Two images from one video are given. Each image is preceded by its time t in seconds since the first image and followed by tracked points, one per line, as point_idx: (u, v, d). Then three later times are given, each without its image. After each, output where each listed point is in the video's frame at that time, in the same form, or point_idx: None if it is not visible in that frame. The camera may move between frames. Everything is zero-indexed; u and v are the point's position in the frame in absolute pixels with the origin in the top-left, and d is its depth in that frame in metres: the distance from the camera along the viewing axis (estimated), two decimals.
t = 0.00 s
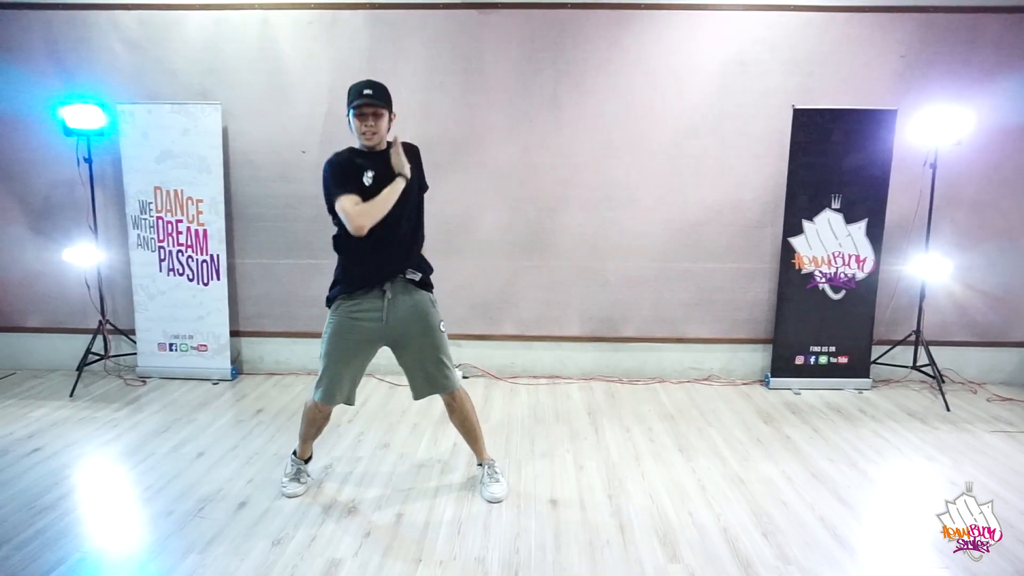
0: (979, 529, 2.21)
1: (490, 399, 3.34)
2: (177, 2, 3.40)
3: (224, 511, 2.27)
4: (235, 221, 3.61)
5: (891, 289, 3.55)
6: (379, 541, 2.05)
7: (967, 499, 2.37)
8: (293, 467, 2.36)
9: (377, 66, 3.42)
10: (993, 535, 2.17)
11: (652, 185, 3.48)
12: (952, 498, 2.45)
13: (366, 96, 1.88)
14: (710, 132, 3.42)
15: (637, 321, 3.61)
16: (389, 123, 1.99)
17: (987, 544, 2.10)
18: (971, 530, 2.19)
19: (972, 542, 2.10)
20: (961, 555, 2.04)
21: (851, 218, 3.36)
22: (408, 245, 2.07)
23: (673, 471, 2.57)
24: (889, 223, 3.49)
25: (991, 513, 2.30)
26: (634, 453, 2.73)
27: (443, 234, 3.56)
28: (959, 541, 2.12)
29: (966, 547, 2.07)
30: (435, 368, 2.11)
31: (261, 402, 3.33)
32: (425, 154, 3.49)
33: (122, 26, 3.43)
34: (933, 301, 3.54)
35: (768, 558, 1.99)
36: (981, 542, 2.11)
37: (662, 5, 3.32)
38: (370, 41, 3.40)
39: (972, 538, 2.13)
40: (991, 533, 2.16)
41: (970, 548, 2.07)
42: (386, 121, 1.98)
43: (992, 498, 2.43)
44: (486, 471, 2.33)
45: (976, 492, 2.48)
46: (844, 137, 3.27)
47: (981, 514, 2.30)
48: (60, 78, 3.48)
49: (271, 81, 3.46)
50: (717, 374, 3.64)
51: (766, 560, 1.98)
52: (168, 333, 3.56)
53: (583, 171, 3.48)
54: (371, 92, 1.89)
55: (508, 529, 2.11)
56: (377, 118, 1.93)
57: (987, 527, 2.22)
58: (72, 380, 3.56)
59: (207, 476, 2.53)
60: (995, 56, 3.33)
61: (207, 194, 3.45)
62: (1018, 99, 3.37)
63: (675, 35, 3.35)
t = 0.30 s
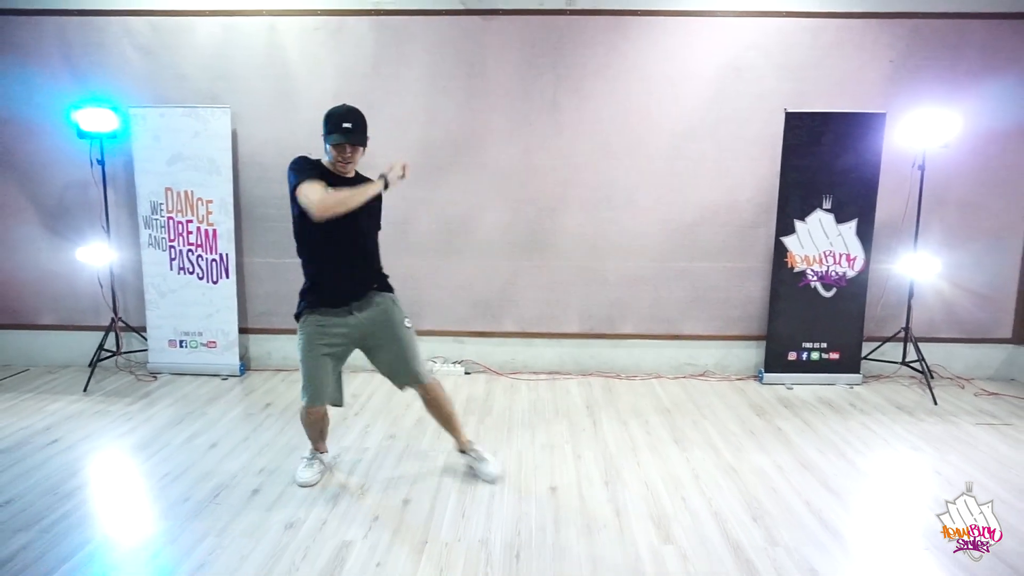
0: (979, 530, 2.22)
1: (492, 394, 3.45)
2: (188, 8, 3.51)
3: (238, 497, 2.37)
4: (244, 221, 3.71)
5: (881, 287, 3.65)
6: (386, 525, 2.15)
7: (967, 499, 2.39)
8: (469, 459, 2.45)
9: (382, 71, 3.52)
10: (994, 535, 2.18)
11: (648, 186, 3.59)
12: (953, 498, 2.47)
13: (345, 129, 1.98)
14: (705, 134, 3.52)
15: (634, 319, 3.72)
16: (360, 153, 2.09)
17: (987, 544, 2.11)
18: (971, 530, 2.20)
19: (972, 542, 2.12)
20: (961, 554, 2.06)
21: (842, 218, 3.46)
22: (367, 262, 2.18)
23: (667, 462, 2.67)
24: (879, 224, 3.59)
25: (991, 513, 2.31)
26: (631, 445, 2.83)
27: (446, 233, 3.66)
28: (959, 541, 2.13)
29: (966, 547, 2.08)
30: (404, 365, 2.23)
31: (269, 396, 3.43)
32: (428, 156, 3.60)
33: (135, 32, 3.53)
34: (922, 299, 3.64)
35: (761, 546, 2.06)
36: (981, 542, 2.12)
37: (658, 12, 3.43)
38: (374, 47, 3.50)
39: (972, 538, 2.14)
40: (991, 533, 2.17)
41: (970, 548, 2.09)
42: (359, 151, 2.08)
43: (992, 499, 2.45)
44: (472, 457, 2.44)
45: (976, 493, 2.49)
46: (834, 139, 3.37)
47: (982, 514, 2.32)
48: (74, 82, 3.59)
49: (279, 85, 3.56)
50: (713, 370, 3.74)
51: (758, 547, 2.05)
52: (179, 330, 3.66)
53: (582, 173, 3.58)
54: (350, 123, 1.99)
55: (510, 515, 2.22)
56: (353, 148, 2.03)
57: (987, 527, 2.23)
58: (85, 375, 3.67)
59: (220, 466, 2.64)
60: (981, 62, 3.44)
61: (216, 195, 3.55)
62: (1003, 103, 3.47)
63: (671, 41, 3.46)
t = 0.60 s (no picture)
0: (979, 529, 2.26)
1: (494, 388, 3.56)
2: (200, 16, 3.63)
3: (254, 484, 2.49)
4: (255, 221, 3.83)
5: (870, 286, 3.77)
6: (396, 510, 2.27)
7: (967, 499, 2.42)
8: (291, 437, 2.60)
9: (389, 76, 3.64)
10: (994, 535, 2.21)
11: (646, 188, 3.70)
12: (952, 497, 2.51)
13: (322, 126, 2.20)
14: (700, 138, 3.64)
15: (632, 317, 3.83)
16: (338, 154, 2.30)
17: (987, 544, 2.14)
18: (971, 530, 2.23)
19: (972, 542, 2.14)
20: (961, 554, 2.08)
21: (833, 219, 3.58)
22: (343, 271, 2.36)
23: (663, 452, 2.79)
24: (868, 224, 3.71)
25: (990, 513, 2.35)
26: (629, 436, 2.95)
27: (450, 234, 3.78)
28: (959, 541, 2.16)
29: (966, 547, 2.11)
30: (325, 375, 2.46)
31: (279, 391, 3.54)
32: (432, 159, 3.71)
33: (149, 39, 3.65)
34: (910, 297, 3.76)
35: (752, 531, 2.16)
36: (981, 542, 2.15)
37: (655, 20, 3.55)
38: (381, 53, 3.62)
39: (972, 538, 2.17)
40: (991, 533, 2.20)
41: (970, 548, 2.11)
42: (334, 152, 2.28)
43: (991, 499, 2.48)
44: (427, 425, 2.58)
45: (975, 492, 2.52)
46: (825, 143, 3.49)
47: (981, 514, 2.35)
48: (90, 87, 3.71)
49: (288, 90, 3.68)
50: (708, 366, 3.86)
51: (751, 534, 2.15)
52: (191, 327, 3.77)
53: (582, 175, 3.70)
54: (326, 122, 2.22)
55: (514, 501, 2.33)
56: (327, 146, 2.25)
57: (987, 527, 2.27)
58: (101, 371, 3.78)
59: (235, 455, 2.75)
60: (966, 68, 3.56)
61: (228, 197, 3.67)
62: (987, 109, 3.60)
63: (668, 47, 3.58)
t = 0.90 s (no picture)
0: (979, 529, 2.27)
1: (496, 383, 3.68)
2: (211, 22, 3.74)
3: (268, 473, 2.61)
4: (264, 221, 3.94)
5: (861, 284, 3.89)
6: (404, 497, 2.38)
7: (967, 499, 2.44)
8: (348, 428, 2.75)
9: (394, 80, 3.75)
10: (994, 535, 2.22)
11: (643, 189, 3.82)
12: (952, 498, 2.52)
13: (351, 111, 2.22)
14: (696, 140, 3.76)
15: (630, 314, 3.95)
16: (364, 138, 2.32)
17: (987, 544, 2.15)
18: (971, 530, 2.25)
19: (972, 542, 2.15)
20: (962, 554, 2.09)
21: (824, 219, 3.70)
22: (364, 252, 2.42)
23: (659, 444, 2.90)
24: (859, 224, 3.83)
25: (991, 513, 2.36)
26: (627, 429, 3.06)
27: (454, 233, 3.90)
28: (959, 541, 2.17)
29: (966, 547, 2.12)
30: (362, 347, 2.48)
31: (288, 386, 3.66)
32: (436, 160, 3.83)
33: (161, 45, 3.76)
34: (900, 295, 3.88)
35: (745, 519, 2.26)
36: (981, 542, 2.16)
37: (652, 26, 3.67)
38: (386, 58, 3.73)
39: (972, 538, 2.18)
40: (991, 533, 2.21)
41: (970, 548, 2.12)
42: (362, 136, 2.30)
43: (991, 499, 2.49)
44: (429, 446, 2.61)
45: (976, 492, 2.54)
46: (817, 145, 3.61)
47: (981, 514, 2.37)
48: (104, 90, 3.82)
49: (296, 94, 3.79)
50: (704, 362, 3.98)
51: (742, 518, 2.26)
52: (202, 324, 3.89)
53: (581, 176, 3.81)
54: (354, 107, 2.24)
55: (516, 488, 2.44)
56: (357, 128, 2.26)
57: (987, 527, 2.28)
58: (114, 367, 3.90)
59: (248, 447, 2.87)
60: (954, 73, 3.68)
61: (238, 197, 3.78)
62: (975, 112, 3.71)
63: (665, 52, 3.69)
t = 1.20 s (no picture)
0: (979, 529, 2.28)
1: (497, 379, 3.78)
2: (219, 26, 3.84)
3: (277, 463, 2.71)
4: (270, 220, 4.04)
5: (853, 282, 3.98)
6: (409, 486, 2.48)
7: (967, 499, 2.45)
8: (420, 458, 2.71)
9: (398, 82, 3.85)
10: (993, 535, 2.24)
11: (640, 189, 3.91)
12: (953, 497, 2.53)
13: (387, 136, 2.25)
14: (692, 142, 3.85)
15: (628, 311, 4.05)
16: (404, 163, 2.34)
17: (987, 544, 2.16)
18: (971, 530, 2.26)
19: (973, 542, 2.17)
20: (962, 554, 2.11)
21: (817, 219, 3.79)
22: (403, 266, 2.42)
23: (655, 436, 3.00)
24: (850, 224, 3.93)
25: (991, 513, 2.38)
26: (624, 422, 3.16)
27: (456, 232, 3.99)
28: (959, 541, 2.18)
29: (966, 547, 2.13)
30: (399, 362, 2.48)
31: (294, 381, 3.75)
32: (439, 161, 3.92)
33: (171, 48, 3.86)
34: (891, 293, 3.98)
35: (736, 506, 2.36)
36: (981, 542, 2.17)
37: (649, 31, 3.76)
38: (390, 61, 3.83)
39: (972, 538, 2.20)
40: (991, 533, 2.23)
41: (970, 548, 2.13)
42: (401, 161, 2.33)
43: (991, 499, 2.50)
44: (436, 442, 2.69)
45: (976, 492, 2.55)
46: (809, 147, 3.70)
47: (981, 514, 2.38)
48: (114, 93, 3.91)
49: (302, 96, 3.89)
50: (700, 358, 4.07)
51: (734, 506, 2.36)
52: (210, 321, 3.98)
53: (580, 176, 3.91)
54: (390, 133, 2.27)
55: (517, 478, 2.54)
56: (394, 154, 2.29)
57: (987, 527, 2.29)
58: (124, 362, 4.00)
59: (258, 439, 2.97)
60: (944, 76, 3.77)
61: (245, 197, 3.87)
62: (963, 114, 3.81)
63: (662, 56, 3.78)
